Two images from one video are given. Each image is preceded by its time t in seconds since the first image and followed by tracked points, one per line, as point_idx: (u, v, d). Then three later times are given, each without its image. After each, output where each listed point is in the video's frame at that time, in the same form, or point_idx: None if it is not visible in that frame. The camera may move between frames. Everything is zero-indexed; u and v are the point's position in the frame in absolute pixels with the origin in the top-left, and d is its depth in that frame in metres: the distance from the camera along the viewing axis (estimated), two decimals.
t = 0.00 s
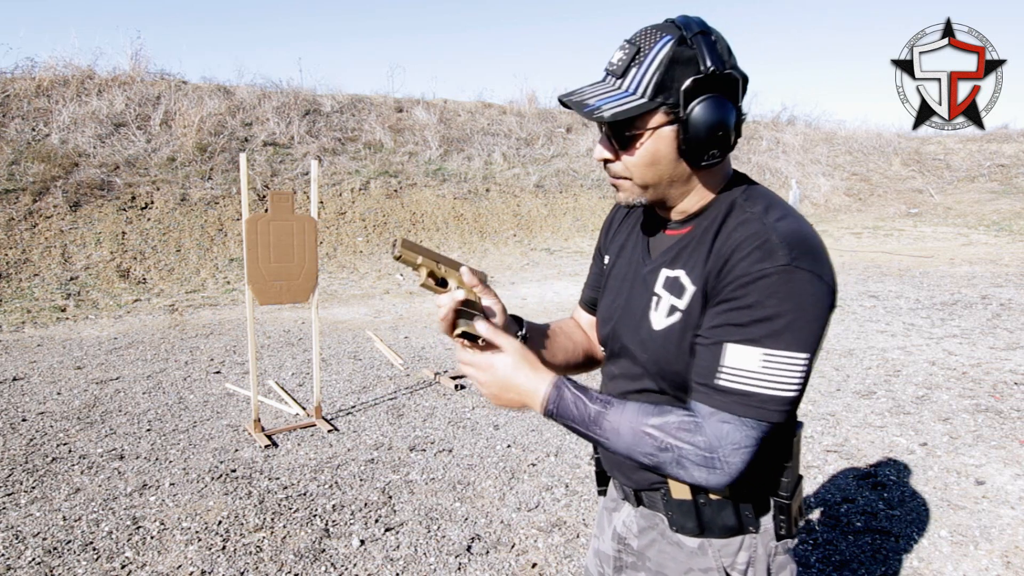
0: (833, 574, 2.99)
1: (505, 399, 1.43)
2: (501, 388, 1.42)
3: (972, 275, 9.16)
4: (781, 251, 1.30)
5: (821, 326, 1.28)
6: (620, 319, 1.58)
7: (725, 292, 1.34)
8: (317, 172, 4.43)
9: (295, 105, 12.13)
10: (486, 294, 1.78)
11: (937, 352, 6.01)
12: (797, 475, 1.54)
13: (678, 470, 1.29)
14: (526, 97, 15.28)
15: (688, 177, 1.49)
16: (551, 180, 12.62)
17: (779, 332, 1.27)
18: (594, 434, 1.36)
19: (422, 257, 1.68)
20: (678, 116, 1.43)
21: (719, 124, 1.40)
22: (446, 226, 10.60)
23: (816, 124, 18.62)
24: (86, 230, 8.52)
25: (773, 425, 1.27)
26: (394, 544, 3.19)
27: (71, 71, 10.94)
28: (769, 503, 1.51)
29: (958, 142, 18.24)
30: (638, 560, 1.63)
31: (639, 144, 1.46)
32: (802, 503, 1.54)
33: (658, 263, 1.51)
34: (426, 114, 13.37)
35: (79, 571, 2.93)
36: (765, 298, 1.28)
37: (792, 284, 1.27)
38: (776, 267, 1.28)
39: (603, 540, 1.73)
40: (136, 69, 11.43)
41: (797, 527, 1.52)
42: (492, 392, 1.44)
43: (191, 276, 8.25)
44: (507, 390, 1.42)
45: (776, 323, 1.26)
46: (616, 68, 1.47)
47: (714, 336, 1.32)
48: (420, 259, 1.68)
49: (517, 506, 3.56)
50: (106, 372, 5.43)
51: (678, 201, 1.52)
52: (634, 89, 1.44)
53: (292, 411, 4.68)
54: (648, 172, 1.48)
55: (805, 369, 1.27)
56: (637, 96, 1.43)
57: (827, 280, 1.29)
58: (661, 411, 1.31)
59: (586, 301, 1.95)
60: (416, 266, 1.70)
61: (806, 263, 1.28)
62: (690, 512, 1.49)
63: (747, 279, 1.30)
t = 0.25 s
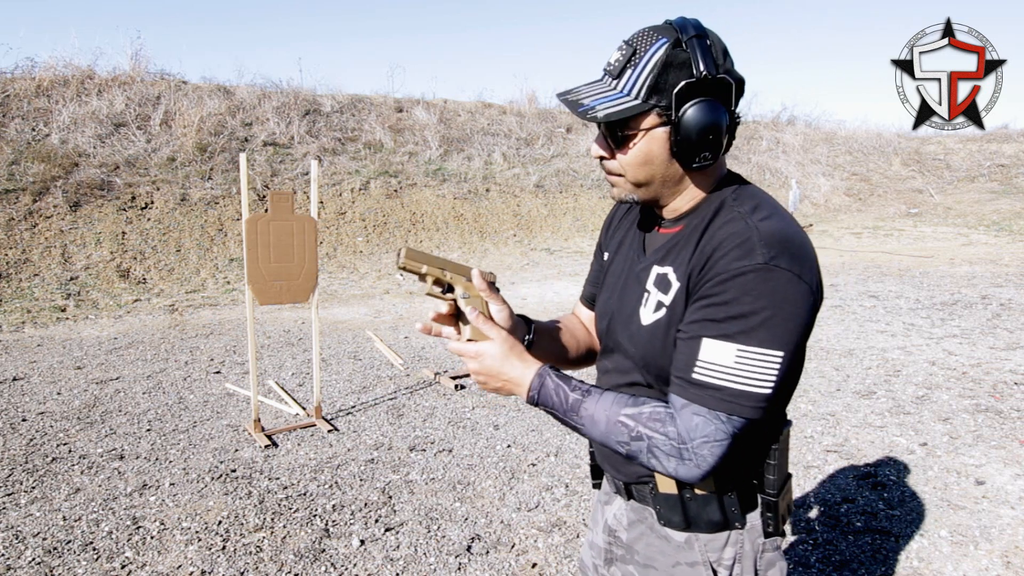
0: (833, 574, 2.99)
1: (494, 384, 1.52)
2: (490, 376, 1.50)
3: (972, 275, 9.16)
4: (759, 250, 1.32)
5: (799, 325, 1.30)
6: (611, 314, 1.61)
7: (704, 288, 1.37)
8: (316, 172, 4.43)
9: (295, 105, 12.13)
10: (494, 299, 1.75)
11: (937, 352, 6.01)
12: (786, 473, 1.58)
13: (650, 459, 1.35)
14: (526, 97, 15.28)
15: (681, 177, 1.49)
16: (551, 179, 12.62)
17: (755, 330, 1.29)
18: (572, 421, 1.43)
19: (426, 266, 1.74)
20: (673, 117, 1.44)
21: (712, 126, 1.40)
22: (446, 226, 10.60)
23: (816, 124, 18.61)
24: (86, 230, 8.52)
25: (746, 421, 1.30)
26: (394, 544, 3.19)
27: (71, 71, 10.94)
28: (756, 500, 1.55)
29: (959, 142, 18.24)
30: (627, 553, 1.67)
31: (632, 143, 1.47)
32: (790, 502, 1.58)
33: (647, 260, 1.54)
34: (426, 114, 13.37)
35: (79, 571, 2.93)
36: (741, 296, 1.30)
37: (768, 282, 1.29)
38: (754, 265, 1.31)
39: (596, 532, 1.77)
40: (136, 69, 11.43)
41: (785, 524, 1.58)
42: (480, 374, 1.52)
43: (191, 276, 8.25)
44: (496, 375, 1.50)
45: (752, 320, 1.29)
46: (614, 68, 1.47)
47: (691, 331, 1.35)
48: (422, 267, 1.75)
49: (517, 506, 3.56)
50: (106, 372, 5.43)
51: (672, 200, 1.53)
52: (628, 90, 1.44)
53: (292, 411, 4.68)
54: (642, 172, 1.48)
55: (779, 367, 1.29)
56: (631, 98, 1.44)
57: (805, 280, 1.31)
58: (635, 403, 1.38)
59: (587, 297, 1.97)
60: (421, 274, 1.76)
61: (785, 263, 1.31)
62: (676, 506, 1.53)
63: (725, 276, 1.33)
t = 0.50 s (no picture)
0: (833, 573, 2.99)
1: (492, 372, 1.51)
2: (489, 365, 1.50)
3: (972, 275, 9.16)
4: (752, 250, 1.32)
5: (790, 325, 1.31)
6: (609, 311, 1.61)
7: (697, 286, 1.37)
8: (317, 172, 4.43)
9: (295, 105, 12.12)
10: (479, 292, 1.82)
11: (937, 352, 6.01)
12: (781, 471, 1.60)
13: (639, 453, 1.36)
14: (526, 97, 15.27)
15: (681, 174, 1.50)
16: (551, 179, 12.62)
17: (746, 328, 1.29)
18: (562, 413, 1.44)
19: (407, 266, 1.76)
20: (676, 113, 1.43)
21: (714, 125, 1.40)
22: (446, 226, 10.60)
23: (816, 124, 18.61)
24: (86, 230, 8.52)
25: (735, 419, 1.31)
26: (394, 544, 3.19)
27: (71, 70, 10.94)
28: (750, 497, 1.57)
29: (958, 142, 18.24)
30: (622, 550, 1.66)
31: (636, 137, 1.46)
32: (784, 499, 1.60)
33: (645, 258, 1.53)
34: (426, 114, 13.36)
35: (79, 571, 2.93)
36: (733, 295, 1.31)
37: (760, 281, 1.29)
38: (746, 264, 1.31)
39: (593, 528, 1.77)
40: (136, 69, 11.43)
41: (778, 521, 1.60)
42: (473, 360, 1.51)
43: (191, 276, 8.25)
44: (489, 365, 1.50)
45: (744, 319, 1.29)
46: (621, 63, 1.47)
47: (683, 328, 1.35)
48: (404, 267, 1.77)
49: (517, 506, 3.56)
50: (106, 372, 5.43)
51: (671, 197, 1.53)
52: (634, 85, 1.44)
53: (292, 411, 4.68)
54: (644, 168, 1.48)
55: (768, 366, 1.30)
56: (637, 93, 1.43)
57: (797, 280, 1.31)
58: (626, 400, 1.38)
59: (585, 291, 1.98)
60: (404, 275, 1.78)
61: (777, 263, 1.31)
62: (670, 503, 1.53)
63: (717, 275, 1.33)
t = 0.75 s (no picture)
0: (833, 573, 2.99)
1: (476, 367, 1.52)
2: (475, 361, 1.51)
3: (972, 275, 9.16)
4: (744, 247, 1.32)
5: (779, 324, 1.31)
6: (606, 307, 1.61)
7: (688, 281, 1.37)
8: (316, 172, 4.42)
9: (295, 105, 12.12)
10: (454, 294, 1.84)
11: (937, 352, 6.01)
12: (778, 469, 1.60)
13: (623, 447, 1.37)
14: (526, 97, 15.27)
15: (687, 170, 1.50)
16: (551, 179, 12.62)
17: (733, 325, 1.29)
18: (547, 406, 1.46)
19: (381, 273, 1.80)
20: (683, 109, 1.44)
21: (722, 120, 1.41)
22: (446, 226, 10.60)
23: (816, 124, 18.61)
24: (86, 230, 8.52)
25: (718, 414, 1.31)
26: (394, 544, 3.19)
27: (71, 70, 10.93)
28: (748, 495, 1.57)
29: (958, 142, 18.25)
30: (621, 549, 1.67)
31: (642, 132, 1.46)
32: (781, 498, 1.60)
33: (642, 254, 1.54)
34: (426, 114, 13.36)
35: (79, 571, 2.93)
36: (724, 291, 1.31)
37: (748, 278, 1.29)
38: (737, 262, 1.31)
39: (591, 527, 1.77)
40: (136, 69, 11.42)
41: (775, 519, 1.60)
42: (458, 353, 1.52)
43: (191, 276, 8.25)
44: (475, 359, 1.51)
45: (733, 316, 1.29)
46: (629, 59, 1.47)
47: (673, 322, 1.35)
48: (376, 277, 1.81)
49: (517, 506, 3.56)
50: (106, 372, 5.43)
51: (673, 194, 1.53)
52: (642, 81, 1.44)
53: (292, 411, 4.68)
54: (649, 163, 1.48)
55: (755, 363, 1.30)
56: (644, 88, 1.43)
57: (788, 279, 1.31)
58: (609, 396, 1.40)
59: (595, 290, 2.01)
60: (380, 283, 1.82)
61: (768, 261, 1.30)
62: (669, 502, 1.53)
63: (709, 271, 1.33)
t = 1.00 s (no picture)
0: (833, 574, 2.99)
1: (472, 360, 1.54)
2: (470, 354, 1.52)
3: (972, 275, 9.16)
4: (738, 250, 1.32)
5: (771, 327, 1.30)
6: (611, 306, 1.63)
7: (682, 281, 1.38)
8: (317, 172, 4.42)
9: (295, 105, 12.12)
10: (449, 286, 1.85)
11: (937, 352, 6.01)
12: (777, 475, 1.58)
13: (610, 443, 1.37)
14: (526, 97, 15.27)
15: (688, 172, 1.49)
16: (551, 179, 12.62)
17: (723, 327, 1.29)
18: (537, 402, 1.46)
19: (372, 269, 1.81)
20: (680, 112, 1.44)
21: (721, 121, 1.41)
22: (446, 226, 10.60)
23: (816, 124, 18.61)
24: (86, 230, 8.52)
25: (706, 415, 1.31)
26: (394, 544, 3.19)
27: (71, 70, 10.93)
28: (742, 499, 1.55)
29: (959, 142, 18.25)
30: (614, 546, 1.67)
31: (641, 136, 1.47)
32: (778, 504, 1.58)
33: (645, 254, 1.55)
34: (426, 114, 13.36)
35: (79, 571, 2.93)
36: (715, 292, 1.31)
37: (740, 281, 1.29)
38: (730, 263, 1.31)
39: (589, 521, 1.78)
40: (136, 69, 11.42)
41: (772, 526, 1.57)
42: (451, 347, 1.53)
43: (191, 276, 8.25)
44: (470, 353, 1.53)
45: (724, 317, 1.29)
46: (627, 63, 1.48)
47: (664, 322, 1.36)
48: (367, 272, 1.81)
49: (516, 506, 3.56)
50: (106, 373, 5.43)
51: (676, 195, 1.53)
52: (639, 84, 1.45)
53: (292, 411, 4.68)
54: (648, 166, 1.48)
55: (743, 366, 1.29)
56: (641, 92, 1.44)
57: (782, 283, 1.30)
58: (598, 392, 1.40)
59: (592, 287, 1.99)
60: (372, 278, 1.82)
61: (762, 263, 1.30)
62: (660, 501, 1.54)
63: (702, 273, 1.34)
